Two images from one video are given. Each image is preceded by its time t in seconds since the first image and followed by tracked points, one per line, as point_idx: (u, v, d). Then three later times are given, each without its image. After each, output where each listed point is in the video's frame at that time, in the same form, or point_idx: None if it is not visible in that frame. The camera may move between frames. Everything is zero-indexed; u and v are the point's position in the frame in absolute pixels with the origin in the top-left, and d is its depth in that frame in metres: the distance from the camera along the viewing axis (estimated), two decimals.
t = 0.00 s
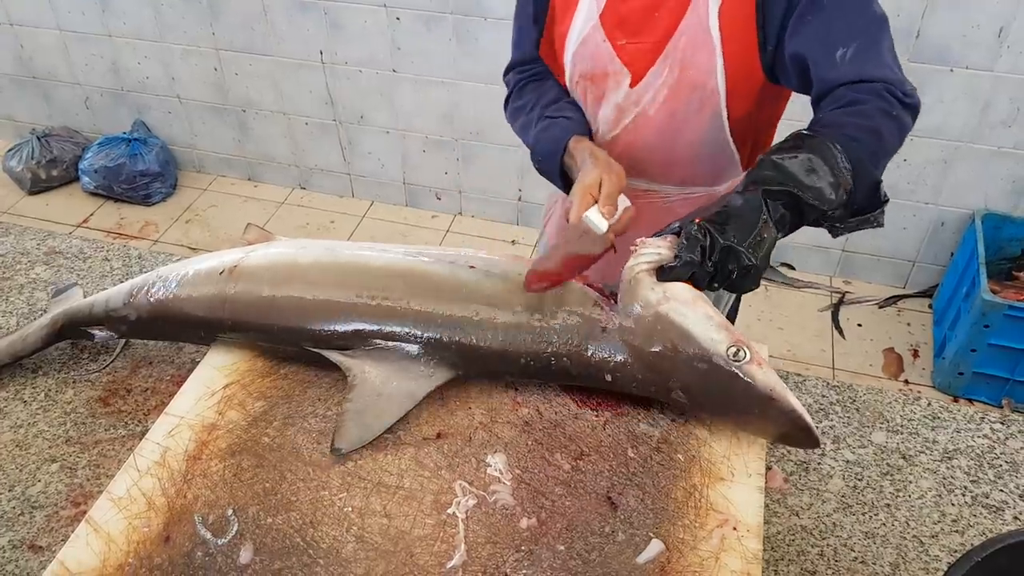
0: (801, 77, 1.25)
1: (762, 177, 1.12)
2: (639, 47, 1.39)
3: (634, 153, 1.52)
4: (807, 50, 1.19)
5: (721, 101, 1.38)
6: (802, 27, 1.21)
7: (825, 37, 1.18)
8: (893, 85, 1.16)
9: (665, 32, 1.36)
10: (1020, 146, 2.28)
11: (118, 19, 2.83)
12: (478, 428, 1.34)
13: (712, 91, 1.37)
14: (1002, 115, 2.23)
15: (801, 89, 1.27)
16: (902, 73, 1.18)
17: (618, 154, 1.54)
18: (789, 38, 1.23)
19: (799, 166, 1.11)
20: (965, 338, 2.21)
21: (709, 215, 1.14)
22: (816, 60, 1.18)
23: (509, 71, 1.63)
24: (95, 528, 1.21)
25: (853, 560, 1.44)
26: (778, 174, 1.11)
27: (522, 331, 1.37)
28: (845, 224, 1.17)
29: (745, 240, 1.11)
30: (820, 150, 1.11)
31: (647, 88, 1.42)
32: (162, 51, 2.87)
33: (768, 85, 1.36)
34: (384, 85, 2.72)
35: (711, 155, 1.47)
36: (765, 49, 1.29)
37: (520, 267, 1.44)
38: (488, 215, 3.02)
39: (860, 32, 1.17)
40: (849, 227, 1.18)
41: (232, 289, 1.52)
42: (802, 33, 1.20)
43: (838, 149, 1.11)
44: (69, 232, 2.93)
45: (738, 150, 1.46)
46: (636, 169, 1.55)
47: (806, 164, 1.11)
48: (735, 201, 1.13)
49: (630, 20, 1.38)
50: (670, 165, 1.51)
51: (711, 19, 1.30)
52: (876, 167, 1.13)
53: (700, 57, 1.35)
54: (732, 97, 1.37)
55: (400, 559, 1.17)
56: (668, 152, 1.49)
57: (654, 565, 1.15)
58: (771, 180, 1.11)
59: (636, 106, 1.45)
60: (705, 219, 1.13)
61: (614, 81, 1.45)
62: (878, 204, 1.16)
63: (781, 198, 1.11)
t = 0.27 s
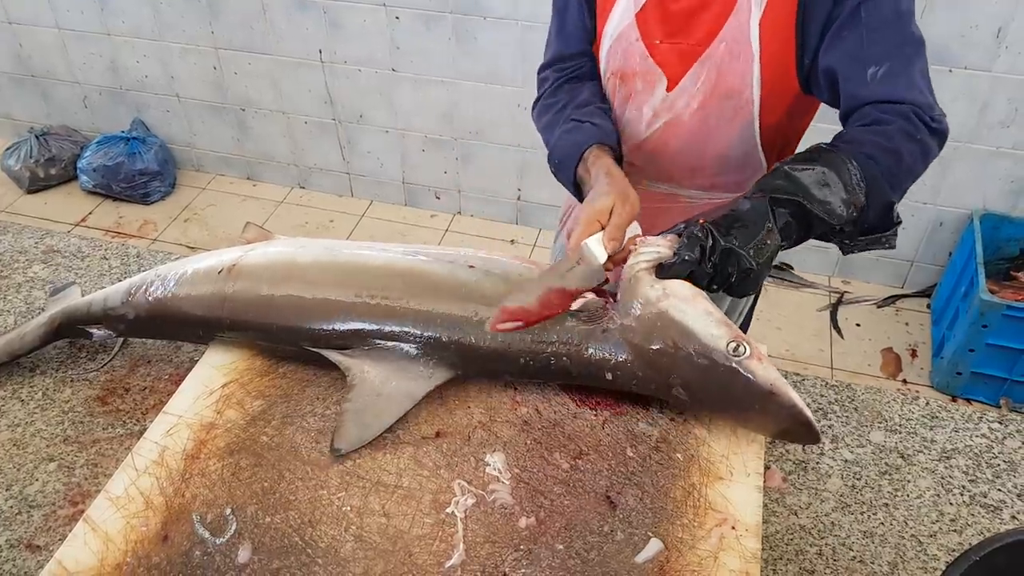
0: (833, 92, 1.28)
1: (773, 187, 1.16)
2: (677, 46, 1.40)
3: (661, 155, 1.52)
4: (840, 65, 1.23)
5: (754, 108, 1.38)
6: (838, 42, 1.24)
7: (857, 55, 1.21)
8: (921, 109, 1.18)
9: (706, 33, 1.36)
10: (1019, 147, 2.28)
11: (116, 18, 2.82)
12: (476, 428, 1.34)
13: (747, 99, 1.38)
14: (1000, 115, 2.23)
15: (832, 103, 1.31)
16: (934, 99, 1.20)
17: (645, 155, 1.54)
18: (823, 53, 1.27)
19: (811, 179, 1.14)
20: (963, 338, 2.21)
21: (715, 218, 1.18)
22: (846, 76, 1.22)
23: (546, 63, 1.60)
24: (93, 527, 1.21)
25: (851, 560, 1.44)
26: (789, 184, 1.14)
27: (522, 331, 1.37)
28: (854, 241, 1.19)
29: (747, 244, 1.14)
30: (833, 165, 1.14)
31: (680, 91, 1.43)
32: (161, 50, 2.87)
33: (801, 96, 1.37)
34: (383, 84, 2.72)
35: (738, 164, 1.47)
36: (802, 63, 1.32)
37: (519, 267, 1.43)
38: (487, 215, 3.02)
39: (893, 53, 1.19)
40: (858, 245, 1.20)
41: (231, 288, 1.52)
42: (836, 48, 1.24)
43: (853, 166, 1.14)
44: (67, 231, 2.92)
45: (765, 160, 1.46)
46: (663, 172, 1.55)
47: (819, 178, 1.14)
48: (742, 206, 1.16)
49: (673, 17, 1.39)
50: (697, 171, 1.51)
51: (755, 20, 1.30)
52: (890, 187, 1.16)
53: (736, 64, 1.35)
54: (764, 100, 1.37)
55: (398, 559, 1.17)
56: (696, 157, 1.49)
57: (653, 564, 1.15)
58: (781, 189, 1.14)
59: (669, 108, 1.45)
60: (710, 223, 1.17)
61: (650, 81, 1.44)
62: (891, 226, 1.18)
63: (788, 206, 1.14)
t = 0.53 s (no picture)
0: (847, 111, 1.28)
1: (783, 195, 1.16)
2: (682, 54, 1.40)
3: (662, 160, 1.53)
4: (855, 83, 1.22)
5: (753, 120, 1.38)
6: (853, 60, 1.23)
7: (874, 73, 1.20)
8: (941, 126, 1.18)
9: (710, 43, 1.36)
10: (1020, 146, 2.28)
11: (117, 20, 2.83)
12: (477, 429, 1.34)
13: (745, 112, 1.38)
14: (1001, 115, 2.23)
15: (846, 123, 1.30)
16: (954, 115, 1.18)
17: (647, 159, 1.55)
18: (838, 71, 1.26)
19: (822, 191, 1.15)
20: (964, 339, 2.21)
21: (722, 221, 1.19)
22: (863, 95, 1.21)
23: (546, 46, 1.63)
24: (94, 528, 1.21)
25: (852, 561, 1.44)
26: (799, 194, 1.15)
27: (522, 333, 1.37)
28: (865, 256, 1.19)
29: (746, 250, 1.16)
30: (846, 179, 1.15)
31: (679, 100, 1.43)
32: (162, 52, 2.87)
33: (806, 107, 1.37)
34: (383, 85, 2.72)
35: (738, 173, 1.48)
36: (809, 79, 1.32)
37: (519, 270, 1.44)
38: (487, 215, 3.02)
39: (912, 71, 1.18)
40: (868, 260, 1.20)
41: (232, 290, 1.53)
42: (852, 66, 1.23)
43: (867, 181, 1.14)
44: (68, 233, 2.93)
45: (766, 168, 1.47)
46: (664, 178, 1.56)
47: (830, 190, 1.14)
48: (749, 212, 1.17)
49: (680, 23, 1.39)
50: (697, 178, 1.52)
51: (760, 31, 1.30)
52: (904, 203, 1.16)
53: (736, 76, 1.36)
54: (766, 110, 1.37)
55: (399, 560, 1.17)
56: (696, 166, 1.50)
57: (654, 565, 1.16)
58: (791, 199, 1.15)
59: (669, 117, 1.46)
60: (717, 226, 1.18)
61: (651, 89, 1.45)
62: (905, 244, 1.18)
63: (795, 216, 1.15)
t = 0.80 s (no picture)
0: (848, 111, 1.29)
1: (791, 196, 1.15)
2: (685, 64, 1.40)
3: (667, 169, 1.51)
4: (855, 85, 1.23)
5: (761, 126, 1.39)
6: (853, 62, 1.24)
7: (874, 75, 1.21)
8: (939, 127, 1.19)
9: (716, 52, 1.37)
10: (1017, 147, 2.28)
11: (115, 22, 2.82)
12: (476, 431, 1.33)
13: (754, 117, 1.39)
14: (998, 116, 2.23)
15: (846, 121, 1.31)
16: (952, 117, 1.20)
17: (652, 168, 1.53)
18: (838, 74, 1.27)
19: (827, 192, 1.14)
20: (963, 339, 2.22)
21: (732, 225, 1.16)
22: (862, 97, 1.22)
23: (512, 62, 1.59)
24: (92, 532, 1.21)
25: (852, 562, 1.44)
26: (805, 196, 1.14)
27: (524, 327, 1.38)
28: (867, 256, 1.19)
29: (758, 253, 1.13)
30: (851, 179, 1.15)
31: (688, 107, 1.43)
32: (160, 54, 2.87)
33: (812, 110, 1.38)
34: (382, 86, 2.72)
35: (746, 175, 1.48)
36: (813, 78, 1.32)
37: (521, 264, 1.45)
38: (486, 216, 3.02)
39: (910, 72, 1.19)
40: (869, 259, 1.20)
41: (233, 290, 1.52)
42: (852, 69, 1.24)
43: (870, 182, 1.15)
44: (66, 235, 2.92)
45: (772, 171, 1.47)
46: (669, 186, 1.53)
47: (836, 192, 1.14)
48: (759, 215, 1.15)
49: (681, 33, 1.39)
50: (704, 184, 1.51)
51: (766, 38, 1.30)
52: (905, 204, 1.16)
53: (745, 81, 1.36)
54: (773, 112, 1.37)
55: (398, 562, 1.17)
56: (703, 171, 1.49)
57: (653, 567, 1.15)
58: (798, 201, 1.14)
59: (674, 126, 1.45)
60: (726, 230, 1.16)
61: (655, 98, 1.44)
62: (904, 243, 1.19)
63: (804, 219, 1.13)
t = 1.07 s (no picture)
0: (843, 114, 1.28)
1: (797, 198, 1.16)
2: (672, 70, 1.41)
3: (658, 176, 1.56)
4: (850, 90, 1.22)
5: (749, 131, 1.41)
6: (846, 68, 1.23)
7: (869, 80, 1.20)
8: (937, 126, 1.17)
9: (701, 59, 1.38)
10: (1017, 148, 2.28)
11: (114, 23, 2.83)
12: (475, 432, 1.33)
13: (741, 123, 1.41)
14: (998, 118, 2.24)
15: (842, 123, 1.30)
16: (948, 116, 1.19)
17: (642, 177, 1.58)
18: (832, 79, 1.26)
19: (832, 191, 1.14)
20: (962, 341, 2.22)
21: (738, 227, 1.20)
22: (858, 102, 1.21)
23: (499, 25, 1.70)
24: (91, 533, 1.21)
25: (851, 563, 1.44)
26: (811, 197, 1.15)
27: (523, 331, 1.38)
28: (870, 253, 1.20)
29: (765, 255, 1.16)
30: (855, 179, 1.14)
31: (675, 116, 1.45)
32: (160, 56, 2.87)
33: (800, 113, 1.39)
34: (381, 88, 2.72)
35: (735, 181, 1.52)
36: (802, 87, 1.33)
37: (520, 267, 1.45)
38: (486, 218, 3.02)
39: (905, 75, 1.18)
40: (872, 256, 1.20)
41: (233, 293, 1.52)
42: (845, 75, 1.23)
43: (874, 180, 1.14)
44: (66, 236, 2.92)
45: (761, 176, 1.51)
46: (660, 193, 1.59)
47: (840, 191, 1.14)
48: (766, 217, 1.18)
49: (667, 40, 1.39)
50: (693, 191, 1.56)
51: (751, 44, 1.31)
52: (908, 202, 1.16)
53: (730, 91, 1.38)
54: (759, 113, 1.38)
55: (398, 564, 1.17)
56: (693, 179, 1.53)
57: (653, 569, 1.16)
58: (803, 203, 1.15)
59: (662, 133, 1.48)
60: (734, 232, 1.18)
61: (643, 106, 1.46)
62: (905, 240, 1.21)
63: (810, 221, 1.14)
